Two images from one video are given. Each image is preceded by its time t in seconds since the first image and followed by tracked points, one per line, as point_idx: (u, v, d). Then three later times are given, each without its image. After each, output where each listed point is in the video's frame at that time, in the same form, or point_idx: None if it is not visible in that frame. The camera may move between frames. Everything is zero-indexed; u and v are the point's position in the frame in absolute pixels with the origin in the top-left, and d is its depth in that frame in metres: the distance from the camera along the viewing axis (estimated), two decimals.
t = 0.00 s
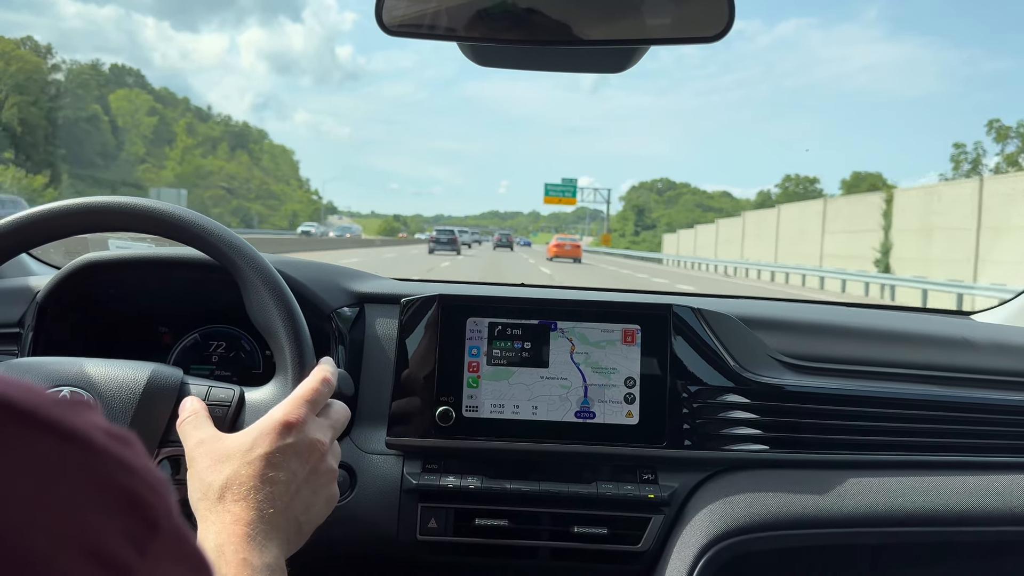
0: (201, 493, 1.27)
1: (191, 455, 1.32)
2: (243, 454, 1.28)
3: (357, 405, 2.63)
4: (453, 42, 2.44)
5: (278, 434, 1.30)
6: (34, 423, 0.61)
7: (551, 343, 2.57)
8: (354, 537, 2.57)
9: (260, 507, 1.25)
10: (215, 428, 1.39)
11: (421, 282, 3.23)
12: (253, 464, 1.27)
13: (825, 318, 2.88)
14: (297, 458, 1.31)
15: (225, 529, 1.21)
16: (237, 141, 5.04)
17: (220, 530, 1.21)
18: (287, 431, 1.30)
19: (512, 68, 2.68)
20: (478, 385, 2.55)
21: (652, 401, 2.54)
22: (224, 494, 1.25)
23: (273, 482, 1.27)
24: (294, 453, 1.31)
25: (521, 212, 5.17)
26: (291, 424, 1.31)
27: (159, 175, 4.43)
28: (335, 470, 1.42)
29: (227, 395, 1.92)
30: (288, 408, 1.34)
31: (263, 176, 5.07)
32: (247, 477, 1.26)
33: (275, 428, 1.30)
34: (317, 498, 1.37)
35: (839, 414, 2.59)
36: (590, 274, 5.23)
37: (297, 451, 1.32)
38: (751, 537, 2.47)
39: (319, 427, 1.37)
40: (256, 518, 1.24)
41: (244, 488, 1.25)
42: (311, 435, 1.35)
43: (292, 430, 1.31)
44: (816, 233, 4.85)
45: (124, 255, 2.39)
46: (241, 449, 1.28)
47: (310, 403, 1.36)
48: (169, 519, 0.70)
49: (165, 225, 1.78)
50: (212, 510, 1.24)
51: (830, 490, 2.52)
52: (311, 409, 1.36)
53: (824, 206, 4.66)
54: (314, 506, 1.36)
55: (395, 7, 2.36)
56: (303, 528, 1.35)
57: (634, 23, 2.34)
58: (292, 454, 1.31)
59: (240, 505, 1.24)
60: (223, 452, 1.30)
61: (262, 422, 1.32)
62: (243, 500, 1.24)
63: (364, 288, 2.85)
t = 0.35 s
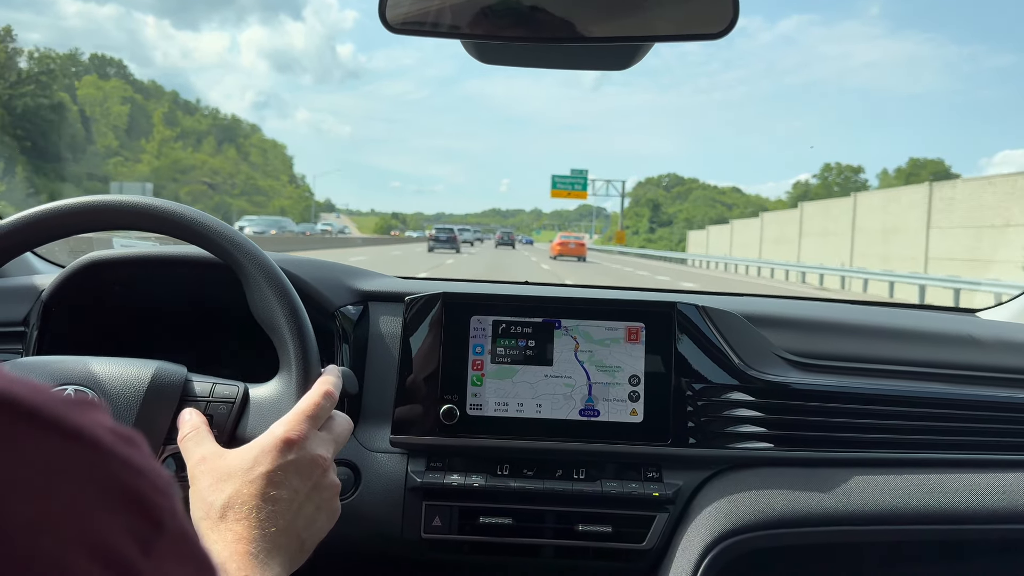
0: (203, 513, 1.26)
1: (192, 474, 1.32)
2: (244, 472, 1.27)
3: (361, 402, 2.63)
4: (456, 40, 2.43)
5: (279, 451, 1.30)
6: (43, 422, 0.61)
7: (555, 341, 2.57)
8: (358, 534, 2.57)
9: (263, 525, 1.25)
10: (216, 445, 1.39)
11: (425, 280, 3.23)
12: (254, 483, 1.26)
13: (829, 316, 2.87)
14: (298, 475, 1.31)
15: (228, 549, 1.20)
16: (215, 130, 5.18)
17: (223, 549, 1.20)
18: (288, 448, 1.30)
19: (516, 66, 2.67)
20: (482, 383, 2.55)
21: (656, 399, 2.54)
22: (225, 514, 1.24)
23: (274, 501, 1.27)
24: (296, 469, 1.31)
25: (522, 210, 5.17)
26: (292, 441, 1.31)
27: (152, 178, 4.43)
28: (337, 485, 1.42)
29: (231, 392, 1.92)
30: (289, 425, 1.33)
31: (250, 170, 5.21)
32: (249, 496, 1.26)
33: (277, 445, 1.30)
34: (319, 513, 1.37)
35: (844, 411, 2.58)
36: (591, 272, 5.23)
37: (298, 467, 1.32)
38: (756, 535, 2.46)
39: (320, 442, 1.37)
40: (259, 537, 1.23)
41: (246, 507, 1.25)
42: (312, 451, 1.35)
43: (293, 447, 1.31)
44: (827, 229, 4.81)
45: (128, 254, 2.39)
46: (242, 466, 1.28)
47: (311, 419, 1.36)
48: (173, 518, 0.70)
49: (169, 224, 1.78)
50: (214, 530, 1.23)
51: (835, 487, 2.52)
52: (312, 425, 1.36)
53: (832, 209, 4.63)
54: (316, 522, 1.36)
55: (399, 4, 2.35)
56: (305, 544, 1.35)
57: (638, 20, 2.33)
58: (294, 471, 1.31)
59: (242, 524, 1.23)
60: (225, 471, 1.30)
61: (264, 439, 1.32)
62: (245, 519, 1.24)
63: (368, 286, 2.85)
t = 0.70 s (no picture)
0: (209, 520, 1.27)
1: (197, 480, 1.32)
2: (248, 478, 1.28)
3: (362, 405, 2.64)
4: (457, 43, 2.44)
5: (282, 455, 1.30)
6: (41, 419, 0.61)
7: (556, 343, 2.57)
8: (359, 537, 2.57)
9: (268, 530, 1.25)
10: (220, 449, 1.39)
11: (426, 283, 3.23)
12: (258, 489, 1.27)
13: (830, 318, 2.88)
14: (303, 478, 1.31)
15: (233, 555, 1.21)
16: (208, 134, 5.69)
17: (229, 556, 1.21)
18: (290, 452, 1.30)
19: (516, 69, 2.67)
20: (483, 385, 2.55)
21: (657, 401, 2.54)
22: (230, 520, 1.24)
23: (279, 506, 1.28)
24: (300, 472, 1.31)
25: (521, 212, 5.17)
26: (294, 444, 1.31)
27: (146, 181, 4.41)
28: (343, 484, 1.42)
29: (232, 393, 1.92)
30: (291, 427, 1.33)
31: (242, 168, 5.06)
32: (253, 502, 1.26)
33: (279, 449, 1.30)
34: (326, 513, 1.38)
35: (845, 413, 2.58)
36: (591, 274, 5.23)
37: (302, 470, 1.32)
38: (757, 537, 2.46)
39: (323, 442, 1.37)
40: (264, 542, 1.24)
41: (251, 513, 1.25)
42: (315, 453, 1.35)
43: (295, 450, 1.31)
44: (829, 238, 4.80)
45: (129, 256, 2.40)
46: (245, 472, 1.28)
47: (312, 420, 1.36)
48: (171, 513, 0.70)
49: (169, 227, 1.79)
50: (220, 536, 1.24)
51: (837, 489, 2.52)
52: (314, 426, 1.36)
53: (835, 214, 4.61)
54: (323, 522, 1.37)
55: (400, 8, 2.35)
56: (313, 545, 1.35)
57: (638, 24, 2.33)
58: (298, 474, 1.31)
59: (247, 530, 1.24)
60: (228, 476, 1.30)
61: (266, 443, 1.32)
62: (250, 525, 1.24)
63: (369, 288, 2.85)
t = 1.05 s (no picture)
0: (215, 524, 1.28)
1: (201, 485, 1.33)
2: (250, 481, 1.28)
3: (361, 407, 2.64)
4: (454, 46, 2.44)
5: (283, 457, 1.29)
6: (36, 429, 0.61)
7: (554, 345, 2.57)
8: (359, 540, 2.58)
9: (273, 531, 1.26)
10: (222, 453, 1.39)
11: (424, 285, 3.24)
12: (261, 492, 1.27)
13: (828, 318, 2.88)
14: (306, 478, 1.31)
15: (240, 558, 1.22)
16: (191, 133, 5.41)
17: (236, 558, 1.22)
18: (291, 453, 1.30)
19: (513, 72, 2.68)
20: (481, 387, 2.55)
21: (655, 402, 2.54)
22: (235, 523, 1.25)
23: (283, 508, 1.28)
24: (302, 473, 1.31)
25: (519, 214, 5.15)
26: (295, 445, 1.31)
27: (142, 186, 4.37)
28: (346, 481, 1.43)
29: (230, 394, 1.93)
30: (291, 428, 1.33)
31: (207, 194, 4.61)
32: (257, 506, 1.27)
33: (280, 450, 1.30)
34: (331, 510, 1.39)
35: (843, 413, 2.58)
36: (589, 276, 5.21)
37: (304, 470, 1.32)
38: (756, 538, 2.46)
39: (324, 441, 1.37)
40: (270, 544, 1.25)
41: (256, 516, 1.26)
42: (317, 452, 1.34)
43: (297, 451, 1.31)
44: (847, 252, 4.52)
45: (127, 260, 2.40)
46: (248, 476, 1.28)
47: (312, 420, 1.35)
48: (168, 522, 0.70)
49: (165, 230, 1.79)
50: (226, 539, 1.25)
51: (835, 489, 2.52)
52: (314, 425, 1.35)
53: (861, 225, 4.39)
54: (328, 519, 1.38)
55: (397, 12, 2.36)
56: (319, 543, 1.36)
57: (635, 27, 2.34)
58: (300, 475, 1.31)
59: (252, 532, 1.25)
60: (231, 480, 1.30)
61: (266, 445, 1.32)
62: (255, 528, 1.25)
63: (368, 291, 2.86)
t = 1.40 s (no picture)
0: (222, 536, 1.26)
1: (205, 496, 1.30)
2: (256, 491, 1.27)
3: (358, 413, 2.63)
4: (450, 51, 2.45)
5: (288, 466, 1.29)
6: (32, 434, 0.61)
7: (552, 351, 2.57)
8: (356, 546, 2.57)
9: (281, 540, 1.26)
10: (224, 464, 1.37)
11: (421, 290, 3.23)
12: (267, 501, 1.26)
13: (825, 323, 2.88)
14: (310, 487, 1.31)
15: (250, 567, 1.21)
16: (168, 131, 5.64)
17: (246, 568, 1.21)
18: (296, 461, 1.30)
19: (510, 77, 2.69)
20: (479, 393, 2.55)
21: (652, 407, 2.54)
22: (242, 533, 1.24)
23: (290, 517, 1.28)
24: (306, 481, 1.31)
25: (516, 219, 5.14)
26: (299, 454, 1.31)
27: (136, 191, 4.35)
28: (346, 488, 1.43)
29: (226, 400, 1.93)
30: (294, 437, 1.33)
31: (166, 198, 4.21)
32: (264, 516, 1.25)
33: (284, 459, 1.29)
34: (333, 517, 1.38)
35: (841, 418, 2.58)
36: (586, 281, 5.20)
37: (308, 479, 1.31)
38: (754, 543, 2.46)
39: (325, 450, 1.37)
40: (278, 552, 1.24)
41: (263, 526, 1.25)
42: (319, 460, 1.34)
43: (300, 460, 1.30)
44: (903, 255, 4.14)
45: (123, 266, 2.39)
46: (253, 485, 1.27)
47: (313, 428, 1.35)
48: (166, 529, 0.69)
49: (161, 236, 1.79)
50: (235, 550, 1.23)
51: (832, 494, 2.52)
52: (315, 433, 1.35)
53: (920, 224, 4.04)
54: (331, 527, 1.38)
55: (393, 17, 2.36)
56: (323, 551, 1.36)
57: (631, 32, 2.35)
58: (304, 483, 1.31)
59: (260, 542, 1.24)
60: (236, 490, 1.28)
61: (268, 455, 1.31)
62: (263, 537, 1.24)
63: (365, 296, 2.85)
